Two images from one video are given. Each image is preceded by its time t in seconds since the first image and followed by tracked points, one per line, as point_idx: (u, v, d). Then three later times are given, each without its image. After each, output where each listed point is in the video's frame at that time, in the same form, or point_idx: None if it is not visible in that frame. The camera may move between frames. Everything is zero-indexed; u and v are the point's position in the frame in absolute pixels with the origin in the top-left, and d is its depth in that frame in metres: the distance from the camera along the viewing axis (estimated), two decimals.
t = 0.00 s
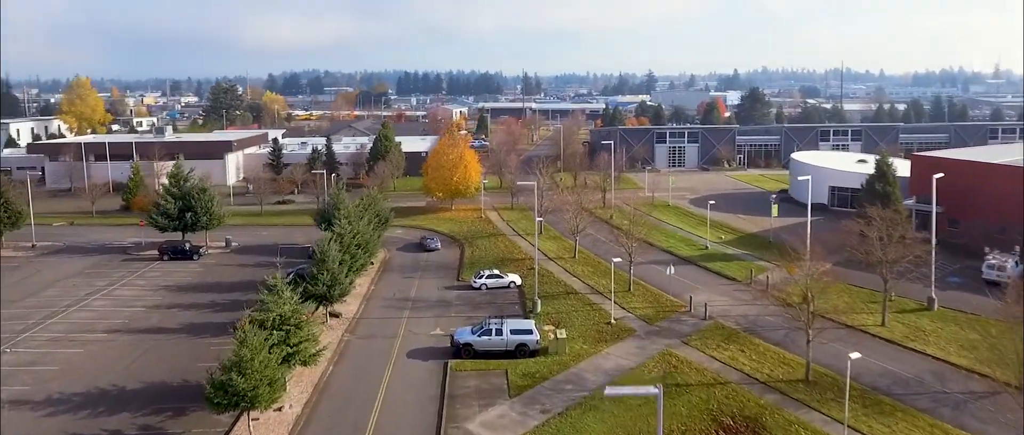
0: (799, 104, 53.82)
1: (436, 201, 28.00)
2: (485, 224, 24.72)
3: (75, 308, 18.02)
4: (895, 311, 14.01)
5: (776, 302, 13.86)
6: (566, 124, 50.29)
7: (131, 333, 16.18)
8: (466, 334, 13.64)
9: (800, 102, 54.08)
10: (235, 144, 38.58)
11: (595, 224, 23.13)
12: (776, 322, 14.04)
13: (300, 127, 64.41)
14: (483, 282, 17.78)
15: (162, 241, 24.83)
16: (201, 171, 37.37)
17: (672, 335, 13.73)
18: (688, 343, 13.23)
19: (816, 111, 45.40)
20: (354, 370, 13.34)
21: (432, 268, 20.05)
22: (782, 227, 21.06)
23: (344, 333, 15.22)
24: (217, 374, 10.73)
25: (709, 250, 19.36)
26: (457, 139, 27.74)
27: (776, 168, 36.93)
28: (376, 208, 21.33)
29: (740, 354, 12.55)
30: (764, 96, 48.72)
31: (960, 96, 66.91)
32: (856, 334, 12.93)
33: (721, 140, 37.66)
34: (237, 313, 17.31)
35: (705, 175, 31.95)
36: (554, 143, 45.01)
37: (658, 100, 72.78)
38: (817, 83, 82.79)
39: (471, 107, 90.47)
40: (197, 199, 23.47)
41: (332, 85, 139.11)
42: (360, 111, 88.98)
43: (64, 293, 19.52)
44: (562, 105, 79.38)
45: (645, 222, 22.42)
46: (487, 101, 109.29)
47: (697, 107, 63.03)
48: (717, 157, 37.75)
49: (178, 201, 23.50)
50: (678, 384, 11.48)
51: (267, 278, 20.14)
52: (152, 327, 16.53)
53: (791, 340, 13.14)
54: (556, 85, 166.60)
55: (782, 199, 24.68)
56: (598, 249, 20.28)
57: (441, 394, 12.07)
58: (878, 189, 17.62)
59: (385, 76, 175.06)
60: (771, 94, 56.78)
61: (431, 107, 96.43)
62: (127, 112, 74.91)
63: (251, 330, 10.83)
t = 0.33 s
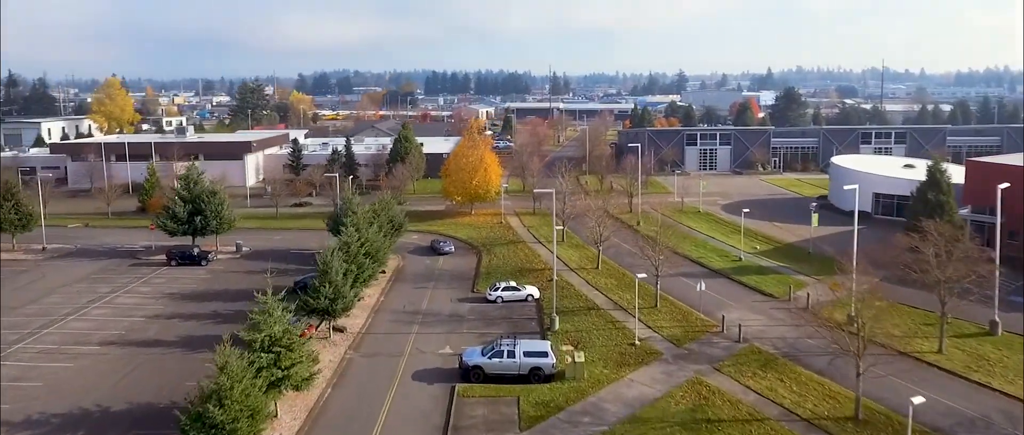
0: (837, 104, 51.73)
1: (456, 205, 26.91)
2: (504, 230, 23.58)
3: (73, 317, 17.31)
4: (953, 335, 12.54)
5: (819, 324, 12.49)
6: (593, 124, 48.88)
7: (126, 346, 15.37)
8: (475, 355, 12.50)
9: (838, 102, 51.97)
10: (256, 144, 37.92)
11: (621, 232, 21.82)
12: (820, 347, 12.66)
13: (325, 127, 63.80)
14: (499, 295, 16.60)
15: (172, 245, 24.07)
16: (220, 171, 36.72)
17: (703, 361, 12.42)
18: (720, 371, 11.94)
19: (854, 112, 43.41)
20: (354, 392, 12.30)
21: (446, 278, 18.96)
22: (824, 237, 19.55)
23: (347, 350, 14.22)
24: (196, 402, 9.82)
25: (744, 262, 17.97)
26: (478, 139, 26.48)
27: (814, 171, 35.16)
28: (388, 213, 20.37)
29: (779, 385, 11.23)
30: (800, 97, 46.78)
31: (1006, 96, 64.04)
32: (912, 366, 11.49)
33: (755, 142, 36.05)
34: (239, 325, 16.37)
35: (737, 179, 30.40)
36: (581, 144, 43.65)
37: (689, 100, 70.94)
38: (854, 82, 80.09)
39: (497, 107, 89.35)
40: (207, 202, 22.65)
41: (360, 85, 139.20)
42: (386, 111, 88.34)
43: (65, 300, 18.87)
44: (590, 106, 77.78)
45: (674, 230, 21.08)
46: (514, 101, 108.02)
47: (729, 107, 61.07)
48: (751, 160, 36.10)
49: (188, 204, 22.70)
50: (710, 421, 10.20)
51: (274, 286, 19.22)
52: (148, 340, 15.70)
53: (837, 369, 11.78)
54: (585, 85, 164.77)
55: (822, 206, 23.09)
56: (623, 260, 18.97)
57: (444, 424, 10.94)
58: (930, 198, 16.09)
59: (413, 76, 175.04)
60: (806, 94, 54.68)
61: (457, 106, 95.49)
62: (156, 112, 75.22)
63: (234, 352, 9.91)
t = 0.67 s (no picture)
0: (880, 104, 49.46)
1: (476, 209, 25.78)
2: (525, 237, 22.41)
3: (72, 327, 16.57)
4: None
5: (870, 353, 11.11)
6: (623, 125, 47.35)
7: (119, 361, 14.53)
8: (484, 382, 11.35)
9: (881, 102, 49.70)
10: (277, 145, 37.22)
11: (649, 240, 20.49)
12: (871, 379, 11.28)
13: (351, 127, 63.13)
14: (516, 311, 15.43)
15: (183, 250, 23.34)
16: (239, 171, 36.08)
17: (738, 392, 11.13)
18: (757, 405, 10.64)
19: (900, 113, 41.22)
20: (351, 420, 11.22)
21: (462, 289, 17.84)
22: (870, 249, 18.02)
23: (350, 370, 13.18)
24: None
25: (782, 277, 16.54)
26: (499, 141, 25.32)
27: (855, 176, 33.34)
28: (402, 219, 19.32)
29: (825, 425, 9.91)
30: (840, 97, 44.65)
31: None
32: (980, 405, 10.08)
33: (792, 145, 34.35)
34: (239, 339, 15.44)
35: (774, 184, 28.79)
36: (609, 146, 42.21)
37: (723, 101, 68.90)
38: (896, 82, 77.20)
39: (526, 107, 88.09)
40: (218, 205, 21.85)
41: (390, 85, 138.97)
42: (413, 111, 87.63)
43: (67, 307, 18.16)
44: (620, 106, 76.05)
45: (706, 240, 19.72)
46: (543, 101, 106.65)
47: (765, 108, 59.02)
48: (788, 164, 34.36)
49: (198, 207, 21.91)
50: None
51: (282, 296, 18.30)
52: (144, 354, 14.86)
53: (892, 407, 10.40)
54: (615, 85, 162.65)
55: (866, 215, 21.49)
56: (651, 272, 17.66)
57: None
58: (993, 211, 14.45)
59: (443, 76, 174.58)
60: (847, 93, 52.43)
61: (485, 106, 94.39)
62: (186, 111, 75.37)
63: (210, 382, 8.91)
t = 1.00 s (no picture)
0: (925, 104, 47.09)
1: (497, 215, 24.66)
2: (547, 245, 21.20)
3: (67, 338, 15.83)
4: None
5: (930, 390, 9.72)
6: (653, 126, 45.83)
7: (109, 378, 13.69)
8: (490, 413, 10.20)
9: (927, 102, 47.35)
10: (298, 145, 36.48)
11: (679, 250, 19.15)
12: (931, 419, 9.88)
13: (377, 127, 62.49)
14: (532, 328, 14.24)
15: (192, 255, 22.55)
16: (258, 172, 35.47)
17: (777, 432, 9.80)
18: None
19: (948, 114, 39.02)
20: None
21: (476, 302, 16.71)
22: (922, 264, 16.46)
23: (348, 395, 12.13)
24: None
25: (826, 294, 15.07)
26: (522, 144, 24.15)
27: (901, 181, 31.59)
28: (416, 226, 18.26)
29: None
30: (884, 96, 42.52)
31: None
32: None
33: (832, 149, 32.70)
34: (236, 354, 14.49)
35: (812, 189, 27.12)
36: (639, 147, 40.74)
37: (758, 101, 66.78)
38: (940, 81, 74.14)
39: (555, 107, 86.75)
40: (227, 210, 21.01)
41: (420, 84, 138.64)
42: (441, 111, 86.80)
43: (66, 316, 17.45)
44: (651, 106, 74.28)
45: (740, 251, 18.31)
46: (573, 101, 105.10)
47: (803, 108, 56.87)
48: (829, 168, 32.73)
49: (208, 211, 21.09)
50: None
51: (288, 308, 17.36)
52: (135, 371, 14.01)
53: None
54: (647, 85, 160.39)
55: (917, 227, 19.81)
56: (680, 287, 16.32)
57: None
58: None
59: (473, 76, 174.04)
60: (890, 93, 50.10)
61: (514, 105, 93.24)
62: (216, 110, 75.59)
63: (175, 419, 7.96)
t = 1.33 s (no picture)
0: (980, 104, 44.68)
1: (522, 220, 23.49)
2: (572, 254, 19.96)
3: (64, 349, 15.08)
4: None
5: None
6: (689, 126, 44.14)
7: (99, 396, 12.85)
8: None
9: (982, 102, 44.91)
10: (323, 146, 35.72)
11: (714, 259, 17.82)
12: None
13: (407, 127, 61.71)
14: (551, 349, 13.03)
15: (205, 260, 21.79)
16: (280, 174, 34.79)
17: None
18: None
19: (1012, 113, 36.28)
20: None
21: (493, 317, 15.55)
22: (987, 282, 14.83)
23: (346, 422, 11.07)
24: None
25: (879, 316, 13.55)
26: (547, 147, 22.91)
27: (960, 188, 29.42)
28: (431, 234, 17.18)
29: None
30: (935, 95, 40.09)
31: None
32: None
33: (882, 153, 30.78)
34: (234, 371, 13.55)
35: (859, 196, 25.39)
36: (674, 150, 39.17)
37: (799, 101, 64.63)
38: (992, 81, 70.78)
39: (588, 107, 85.19)
40: (240, 214, 20.20)
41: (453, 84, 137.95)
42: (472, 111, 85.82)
43: (68, 324, 16.74)
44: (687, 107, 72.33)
45: (782, 265, 16.86)
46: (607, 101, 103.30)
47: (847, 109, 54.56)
48: (879, 174, 30.72)
49: (220, 215, 20.29)
50: None
51: (296, 319, 16.40)
52: (128, 388, 13.14)
53: None
54: (683, 84, 157.60)
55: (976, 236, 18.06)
56: (715, 305, 14.94)
57: None
58: None
59: (507, 76, 172.97)
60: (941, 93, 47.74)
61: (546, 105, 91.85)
62: (249, 110, 75.60)
63: None
